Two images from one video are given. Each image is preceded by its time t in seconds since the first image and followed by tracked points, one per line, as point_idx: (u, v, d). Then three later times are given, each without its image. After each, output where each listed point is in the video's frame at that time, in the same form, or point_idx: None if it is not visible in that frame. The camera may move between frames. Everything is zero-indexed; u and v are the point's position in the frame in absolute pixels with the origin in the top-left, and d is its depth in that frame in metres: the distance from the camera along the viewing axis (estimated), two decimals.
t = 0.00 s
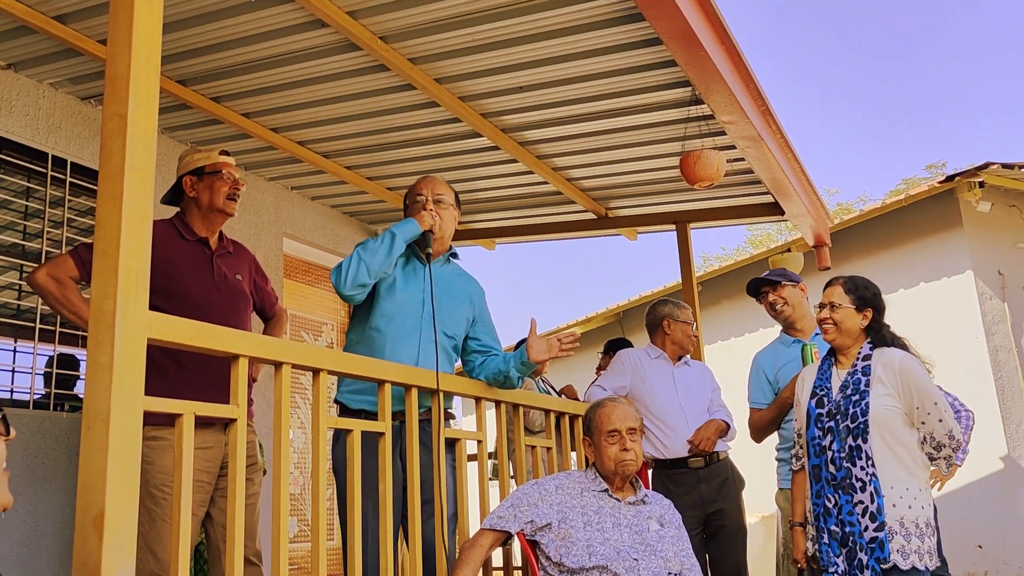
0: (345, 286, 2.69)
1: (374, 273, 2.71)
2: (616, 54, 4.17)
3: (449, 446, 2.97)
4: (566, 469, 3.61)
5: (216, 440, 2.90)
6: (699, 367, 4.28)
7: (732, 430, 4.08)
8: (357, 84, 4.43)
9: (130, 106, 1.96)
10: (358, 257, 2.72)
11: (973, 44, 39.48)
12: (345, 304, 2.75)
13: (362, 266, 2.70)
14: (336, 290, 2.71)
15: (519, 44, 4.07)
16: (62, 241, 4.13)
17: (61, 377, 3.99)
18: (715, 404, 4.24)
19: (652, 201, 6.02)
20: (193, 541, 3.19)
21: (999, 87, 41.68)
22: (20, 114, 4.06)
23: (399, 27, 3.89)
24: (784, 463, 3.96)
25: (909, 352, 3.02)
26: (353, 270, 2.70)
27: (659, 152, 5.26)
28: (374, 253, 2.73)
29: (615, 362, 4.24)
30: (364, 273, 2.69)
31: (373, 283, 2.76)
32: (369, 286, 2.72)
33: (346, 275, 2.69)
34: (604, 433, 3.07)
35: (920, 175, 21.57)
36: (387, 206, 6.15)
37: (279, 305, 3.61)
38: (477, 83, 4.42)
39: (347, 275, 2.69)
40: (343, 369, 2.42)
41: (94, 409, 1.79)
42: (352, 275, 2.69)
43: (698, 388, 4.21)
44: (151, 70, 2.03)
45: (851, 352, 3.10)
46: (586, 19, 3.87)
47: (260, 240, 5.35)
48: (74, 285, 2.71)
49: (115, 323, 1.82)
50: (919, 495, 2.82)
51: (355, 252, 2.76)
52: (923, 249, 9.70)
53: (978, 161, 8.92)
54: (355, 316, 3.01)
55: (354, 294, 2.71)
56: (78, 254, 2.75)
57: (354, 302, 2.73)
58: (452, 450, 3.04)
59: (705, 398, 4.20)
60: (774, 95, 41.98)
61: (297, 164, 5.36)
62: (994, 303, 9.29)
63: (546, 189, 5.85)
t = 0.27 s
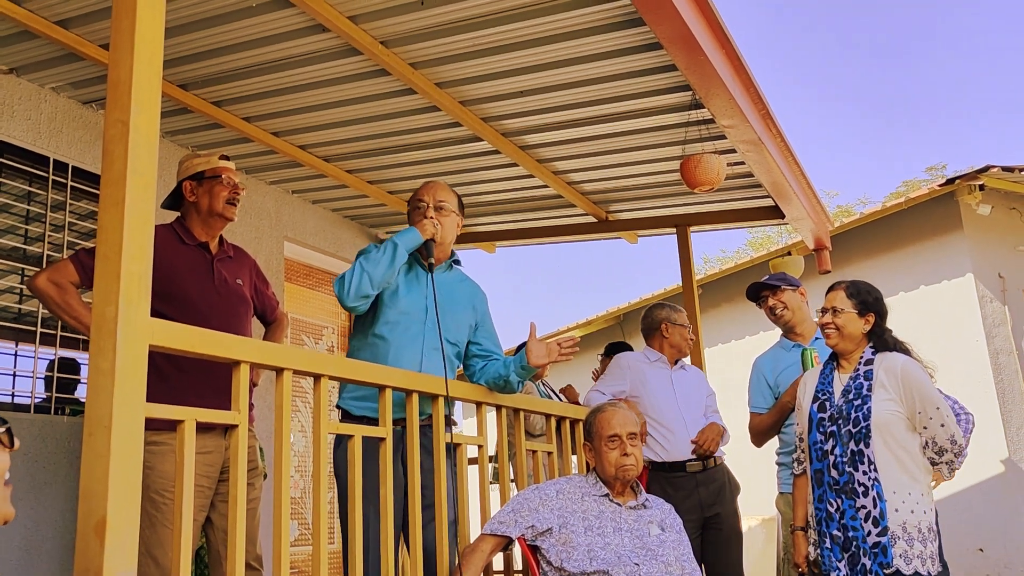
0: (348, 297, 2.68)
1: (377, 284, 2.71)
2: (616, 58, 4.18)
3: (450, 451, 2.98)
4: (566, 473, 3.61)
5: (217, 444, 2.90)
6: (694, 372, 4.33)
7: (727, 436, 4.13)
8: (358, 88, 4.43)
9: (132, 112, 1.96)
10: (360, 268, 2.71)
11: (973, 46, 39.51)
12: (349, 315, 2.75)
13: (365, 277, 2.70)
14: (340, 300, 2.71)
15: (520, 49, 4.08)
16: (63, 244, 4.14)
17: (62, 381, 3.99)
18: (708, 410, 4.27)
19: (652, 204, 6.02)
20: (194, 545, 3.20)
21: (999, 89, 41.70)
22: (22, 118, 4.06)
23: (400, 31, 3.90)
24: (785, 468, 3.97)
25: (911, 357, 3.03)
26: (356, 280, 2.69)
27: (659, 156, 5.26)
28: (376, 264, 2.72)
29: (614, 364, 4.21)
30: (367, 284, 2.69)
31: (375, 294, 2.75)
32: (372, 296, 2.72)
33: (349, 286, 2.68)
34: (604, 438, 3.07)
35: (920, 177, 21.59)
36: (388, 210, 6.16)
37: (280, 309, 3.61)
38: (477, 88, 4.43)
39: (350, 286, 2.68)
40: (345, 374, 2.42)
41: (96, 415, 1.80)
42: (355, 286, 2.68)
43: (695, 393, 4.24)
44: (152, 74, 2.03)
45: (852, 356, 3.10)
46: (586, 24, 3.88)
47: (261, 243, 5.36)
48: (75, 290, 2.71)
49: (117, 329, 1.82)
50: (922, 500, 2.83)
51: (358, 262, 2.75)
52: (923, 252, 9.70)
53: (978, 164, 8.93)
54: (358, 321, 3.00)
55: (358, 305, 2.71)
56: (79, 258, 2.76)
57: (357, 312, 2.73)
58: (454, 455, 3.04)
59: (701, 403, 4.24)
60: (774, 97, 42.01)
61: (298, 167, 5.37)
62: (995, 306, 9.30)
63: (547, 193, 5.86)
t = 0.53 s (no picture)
0: (351, 318, 2.69)
1: (379, 305, 2.71)
2: (616, 66, 4.19)
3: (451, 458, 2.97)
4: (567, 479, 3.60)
5: (218, 452, 2.90)
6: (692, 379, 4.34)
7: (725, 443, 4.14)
8: (359, 96, 4.44)
9: (133, 123, 1.97)
10: (362, 289, 2.71)
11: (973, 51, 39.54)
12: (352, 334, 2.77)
13: (367, 297, 2.70)
14: (342, 321, 2.72)
15: (520, 56, 4.09)
16: (64, 252, 4.14)
17: (63, 388, 3.99)
18: (705, 417, 4.29)
19: (653, 210, 6.03)
20: (195, 553, 3.20)
21: (1000, 94, 41.73)
22: (24, 126, 4.08)
23: (401, 39, 3.91)
24: (786, 474, 3.96)
25: (914, 363, 3.03)
26: (359, 302, 2.69)
27: (660, 162, 5.27)
28: (378, 284, 2.72)
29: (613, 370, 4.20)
30: (370, 305, 2.69)
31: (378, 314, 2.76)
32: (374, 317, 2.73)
33: (351, 307, 2.69)
34: (604, 445, 3.07)
35: (921, 182, 21.60)
36: (389, 216, 6.17)
37: (281, 316, 3.62)
38: (478, 95, 4.44)
39: (352, 307, 2.69)
40: (345, 382, 2.43)
41: (97, 425, 1.80)
42: (357, 308, 2.69)
43: (693, 400, 4.24)
44: (153, 85, 2.04)
45: (855, 360, 3.10)
46: (587, 31, 3.89)
47: (263, 250, 5.36)
48: (76, 299, 2.72)
49: (118, 339, 1.83)
50: (923, 505, 2.84)
51: (360, 282, 2.75)
52: (925, 257, 9.70)
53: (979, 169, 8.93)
54: (362, 334, 3.00)
55: (360, 325, 2.72)
56: (80, 267, 2.76)
57: (360, 331, 2.75)
58: (454, 461, 3.03)
59: (699, 410, 4.25)
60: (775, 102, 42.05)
61: (299, 174, 5.38)
62: (996, 311, 9.30)
63: (548, 199, 5.87)
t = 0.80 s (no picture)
0: (356, 327, 2.68)
1: (384, 314, 2.71)
2: (619, 71, 4.19)
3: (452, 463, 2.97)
4: (569, 485, 3.60)
5: (219, 458, 2.90)
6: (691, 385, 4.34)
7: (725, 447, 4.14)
8: (360, 101, 4.45)
9: (135, 129, 1.97)
10: (367, 298, 2.69)
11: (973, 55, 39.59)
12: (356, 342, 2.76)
13: (373, 307, 2.69)
14: (347, 329, 2.71)
15: (521, 62, 4.09)
16: (66, 258, 4.15)
17: (65, 395, 3.99)
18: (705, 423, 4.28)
19: (654, 215, 6.03)
20: (197, 559, 3.19)
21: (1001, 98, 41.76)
22: (26, 133, 4.08)
23: (402, 45, 3.92)
24: (790, 479, 3.96)
25: (917, 367, 3.02)
26: (363, 311, 2.68)
27: (661, 167, 5.27)
28: (383, 293, 2.72)
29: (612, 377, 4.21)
30: (375, 315, 2.69)
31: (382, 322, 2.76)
32: (378, 326, 2.72)
33: (356, 316, 2.68)
34: (607, 450, 3.06)
35: (922, 187, 21.60)
36: (391, 222, 6.17)
37: (282, 321, 3.62)
38: (480, 101, 4.45)
39: (357, 316, 2.68)
40: (347, 388, 2.42)
41: (100, 431, 1.80)
42: (362, 316, 2.68)
43: (692, 406, 4.24)
44: (155, 91, 2.05)
45: (858, 365, 3.09)
46: (588, 37, 3.89)
47: (264, 256, 5.36)
48: (77, 304, 2.72)
49: (120, 346, 1.83)
50: (927, 510, 2.82)
51: (364, 290, 2.74)
52: (926, 262, 9.70)
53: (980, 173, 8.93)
54: (365, 341, 3.00)
55: (365, 334, 2.71)
56: (81, 273, 2.76)
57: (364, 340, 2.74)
58: (456, 467, 3.03)
59: (699, 416, 4.25)
60: (775, 107, 42.08)
61: (301, 180, 5.38)
62: (998, 315, 9.28)
63: (549, 205, 5.87)
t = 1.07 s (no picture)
0: (362, 338, 2.69)
1: (390, 324, 2.72)
2: (620, 78, 4.19)
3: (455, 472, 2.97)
4: (572, 492, 3.59)
5: (222, 467, 2.90)
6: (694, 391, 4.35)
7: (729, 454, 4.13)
8: (362, 109, 4.46)
9: (138, 140, 1.98)
10: (373, 308, 2.71)
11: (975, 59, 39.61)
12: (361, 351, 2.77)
13: (378, 317, 2.70)
14: (353, 340, 2.72)
15: (523, 70, 4.10)
16: (69, 266, 4.16)
17: (68, 403, 4.00)
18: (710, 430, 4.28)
19: (656, 221, 6.03)
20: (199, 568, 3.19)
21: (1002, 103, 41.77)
22: (29, 142, 4.09)
23: (403, 54, 3.93)
24: (791, 486, 3.96)
25: (919, 374, 3.02)
26: (369, 321, 2.69)
27: (662, 174, 5.27)
28: (389, 304, 2.72)
29: (614, 385, 4.23)
30: (381, 325, 2.69)
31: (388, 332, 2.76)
32: (385, 336, 2.73)
33: (362, 326, 2.69)
34: (610, 458, 3.06)
35: (924, 191, 21.59)
36: (393, 229, 6.18)
37: (284, 329, 3.62)
38: (482, 108, 4.45)
39: (363, 326, 2.68)
40: (350, 397, 2.43)
41: (103, 441, 1.80)
42: (368, 327, 2.68)
43: (695, 413, 4.24)
44: (157, 102, 2.05)
45: (861, 373, 3.09)
46: (589, 45, 3.90)
47: (266, 264, 5.37)
48: (80, 313, 2.73)
49: (123, 357, 1.83)
50: (931, 518, 2.82)
51: (369, 300, 2.75)
52: (928, 267, 9.69)
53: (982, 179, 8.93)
54: (368, 350, 2.99)
55: (371, 344, 2.72)
56: (84, 281, 2.77)
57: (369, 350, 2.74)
58: (458, 475, 3.03)
59: (703, 422, 4.25)
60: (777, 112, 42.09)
61: (303, 187, 5.39)
62: (1001, 320, 9.27)
63: (551, 211, 5.88)
